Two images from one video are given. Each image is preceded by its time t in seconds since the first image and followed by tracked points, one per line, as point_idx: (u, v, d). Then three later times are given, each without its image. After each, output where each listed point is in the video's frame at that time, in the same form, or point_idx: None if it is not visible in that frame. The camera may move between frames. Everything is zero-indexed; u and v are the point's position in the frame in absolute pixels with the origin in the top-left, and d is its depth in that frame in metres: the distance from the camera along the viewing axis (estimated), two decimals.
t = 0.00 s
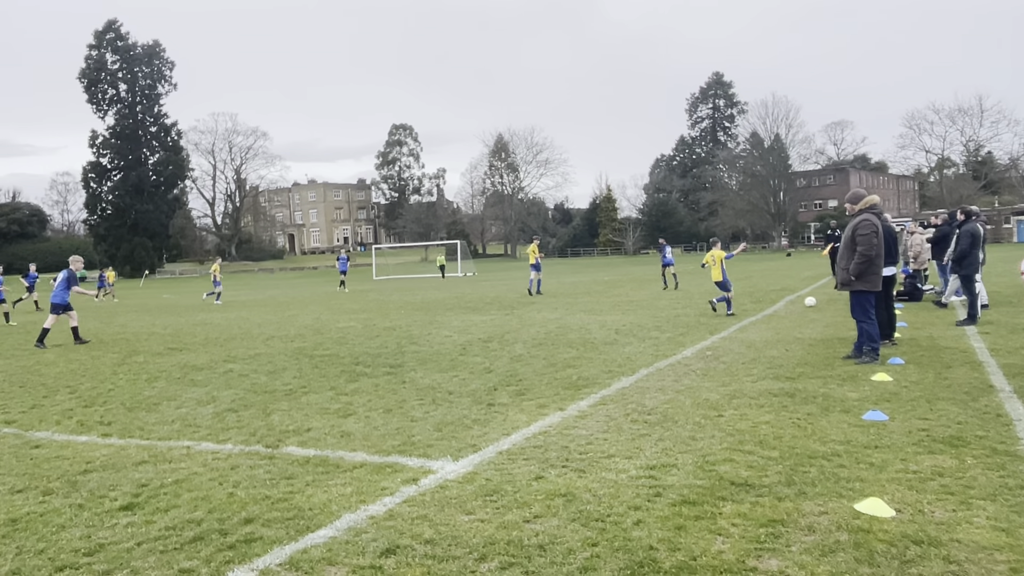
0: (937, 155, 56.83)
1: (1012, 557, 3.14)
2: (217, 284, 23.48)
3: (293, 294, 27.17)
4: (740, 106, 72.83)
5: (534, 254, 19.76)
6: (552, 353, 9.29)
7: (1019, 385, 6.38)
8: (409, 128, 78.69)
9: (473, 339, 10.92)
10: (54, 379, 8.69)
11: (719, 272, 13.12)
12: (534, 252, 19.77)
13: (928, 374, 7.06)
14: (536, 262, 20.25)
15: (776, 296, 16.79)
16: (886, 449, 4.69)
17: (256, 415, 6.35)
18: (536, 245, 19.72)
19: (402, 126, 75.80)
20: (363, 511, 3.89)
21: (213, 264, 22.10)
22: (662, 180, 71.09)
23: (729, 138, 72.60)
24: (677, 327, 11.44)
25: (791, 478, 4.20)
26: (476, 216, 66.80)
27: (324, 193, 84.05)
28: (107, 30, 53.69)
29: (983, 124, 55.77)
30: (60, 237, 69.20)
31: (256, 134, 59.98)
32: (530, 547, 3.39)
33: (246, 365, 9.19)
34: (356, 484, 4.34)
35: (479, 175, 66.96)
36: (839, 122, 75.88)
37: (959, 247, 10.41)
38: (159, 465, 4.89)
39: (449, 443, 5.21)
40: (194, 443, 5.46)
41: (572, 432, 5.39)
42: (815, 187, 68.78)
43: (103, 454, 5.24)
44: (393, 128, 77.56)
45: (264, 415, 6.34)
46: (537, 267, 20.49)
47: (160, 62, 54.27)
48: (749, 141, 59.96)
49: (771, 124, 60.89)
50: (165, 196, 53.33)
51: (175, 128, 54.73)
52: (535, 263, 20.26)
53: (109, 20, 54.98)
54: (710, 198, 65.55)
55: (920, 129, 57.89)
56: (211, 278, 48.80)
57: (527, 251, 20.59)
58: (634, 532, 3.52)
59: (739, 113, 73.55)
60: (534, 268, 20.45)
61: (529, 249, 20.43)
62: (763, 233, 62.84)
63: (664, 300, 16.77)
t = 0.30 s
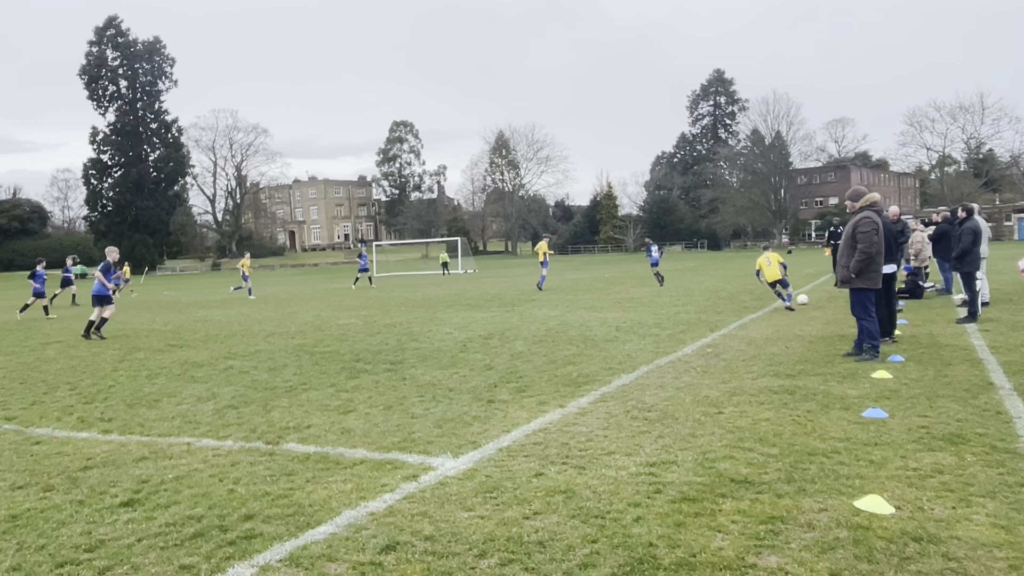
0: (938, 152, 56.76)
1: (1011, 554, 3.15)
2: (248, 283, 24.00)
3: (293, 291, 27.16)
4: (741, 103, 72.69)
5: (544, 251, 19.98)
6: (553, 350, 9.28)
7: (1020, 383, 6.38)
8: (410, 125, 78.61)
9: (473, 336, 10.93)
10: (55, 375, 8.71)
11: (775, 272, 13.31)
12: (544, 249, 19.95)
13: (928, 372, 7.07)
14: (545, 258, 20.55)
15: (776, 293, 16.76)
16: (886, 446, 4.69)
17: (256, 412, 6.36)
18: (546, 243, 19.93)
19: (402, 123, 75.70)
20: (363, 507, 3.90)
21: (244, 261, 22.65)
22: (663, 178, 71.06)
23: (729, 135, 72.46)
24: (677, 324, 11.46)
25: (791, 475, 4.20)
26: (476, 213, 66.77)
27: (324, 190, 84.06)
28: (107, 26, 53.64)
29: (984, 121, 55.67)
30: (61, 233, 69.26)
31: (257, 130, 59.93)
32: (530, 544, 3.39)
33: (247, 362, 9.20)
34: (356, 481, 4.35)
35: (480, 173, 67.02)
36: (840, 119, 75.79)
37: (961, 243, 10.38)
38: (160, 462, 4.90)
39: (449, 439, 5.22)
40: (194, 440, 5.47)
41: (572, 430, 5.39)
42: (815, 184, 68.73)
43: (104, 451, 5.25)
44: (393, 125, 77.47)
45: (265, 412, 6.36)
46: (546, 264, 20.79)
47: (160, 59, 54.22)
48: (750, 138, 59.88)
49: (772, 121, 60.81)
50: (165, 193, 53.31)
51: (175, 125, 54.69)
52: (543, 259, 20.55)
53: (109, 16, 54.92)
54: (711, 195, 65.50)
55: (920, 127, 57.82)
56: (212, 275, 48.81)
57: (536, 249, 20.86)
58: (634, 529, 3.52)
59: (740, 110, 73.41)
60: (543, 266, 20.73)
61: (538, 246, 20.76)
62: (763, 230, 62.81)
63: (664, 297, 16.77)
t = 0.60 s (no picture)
0: (940, 148, 56.70)
1: (1013, 550, 3.14)
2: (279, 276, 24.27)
3: (295, 286, 27.20)
4: (743, 99, 72.53)
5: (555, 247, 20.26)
6: (554, 346, 9.29)
7: (1021, 379, 6.38)
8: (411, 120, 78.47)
9: (474, 332, 10.95)
10: (57, 370, 8.72)
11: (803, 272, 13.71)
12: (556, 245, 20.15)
13: (929, 368, 7.06)
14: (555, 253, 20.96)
15: (778, 290, 16.73)
16: (888, 443, 4.68)
17: (257, 407, 6.36)
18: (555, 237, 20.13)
19: (404, 118, 75.57)
20: (365, 502, 3.90)
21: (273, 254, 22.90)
22: (664, 174, 70.96)
23: (731, 131, 72.33)
24: (678, 320, 11.45)
25: (792, 471, 4.20)
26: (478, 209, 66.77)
27: (325, 185, 84.06)
28: (108, 22, 53.55)
29: (987, 117, 55.64)
30: (63, 228, 69.33)
31: (258, 126, 59.86)
32: (531, 538, 3.39)
33: (248, 357, 9.21)
34: (358, 476, 4.36)
35: (481, 168, 67.16)
36: (842, 116, 75.67)
37: (963, 240, 10.36)
38: (162, 456, 4.91)
39: (450, 435, 5.23)
40: (196, 435, 5.48)
41: (574, 425, 5.40)
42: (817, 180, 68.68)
43: (106, 445, 5.26)
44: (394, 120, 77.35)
45: (266, 407, 6.37)
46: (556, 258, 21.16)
47: (161, 54, 54.18)
48: (751, 134, 59.81)
49: (773, 117, 60.73)
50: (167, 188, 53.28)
51: (176, 120, 54.63)
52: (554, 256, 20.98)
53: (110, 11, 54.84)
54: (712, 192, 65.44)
55: (923, 123, 57.78)
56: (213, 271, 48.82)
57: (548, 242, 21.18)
58: (634, 524, 3.53)
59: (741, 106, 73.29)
60: (553, 260, 21.05)
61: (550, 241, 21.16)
62: (764, 226, 62.76)
63: (665, 294, 16.77)
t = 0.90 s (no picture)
0: (943, 143, 56.58)
1: (1015, 546, 3.15)
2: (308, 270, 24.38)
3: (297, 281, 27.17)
4: (746, 94, 72.27)
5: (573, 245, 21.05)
6: (556, 341, 9.30)
7: None
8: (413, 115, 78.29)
9: (476, 326, 10.96)
10: (60, 364, 8.73)
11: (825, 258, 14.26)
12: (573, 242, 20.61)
13: (931, 363, 7.06)
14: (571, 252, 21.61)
15: (780, 285, 16.70)
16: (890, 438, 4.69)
17: (260, 401, 6.37)
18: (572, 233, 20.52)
19: (406, 113, 75.42)
20: (367, 496, 3.92)
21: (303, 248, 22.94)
22: (666, 168, 70.80)
23: (734, 126, 72.14)
24: (680, 315, 11.44)
25: (794, 466, 4.20)
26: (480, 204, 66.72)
27: (327, 180, 84.02)
28: (111, 15, 53.48)
29: (990, 112, 55.47)
30: (64, 222, 69.38)
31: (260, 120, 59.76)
32: (533, 533, 3.40)
33: (250, 351, 9.22)
34: (360, 470, 4.36)
35: (484, 163, 67.05)
36: (845, 111, 75.45)
37: (965, 236, 10.33)
38: (165, 450, 4.91)
39: (452, 429, 5.23)
40: (198, 429, 5.49)
41: (576, 420, 5.40)
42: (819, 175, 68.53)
43: (109, 439, 5.27)
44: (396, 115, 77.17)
45: (269, 400, 6.38)
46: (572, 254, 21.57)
47: (163, 48, 54.10)
48: (754, 128, 59.65)
49: (777, 112, 60.54)
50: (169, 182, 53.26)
51: (178, 114, 54.56)
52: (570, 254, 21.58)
53: (112, 5, 54.76)
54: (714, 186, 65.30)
55: (926, 117, 57.62)
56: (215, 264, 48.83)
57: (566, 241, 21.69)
58: (636, 518, 3.53)
59: (744, 100, 73.07)
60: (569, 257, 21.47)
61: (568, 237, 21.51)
62: (767, 221, 62.61)
63: (668, 288, 16.75)
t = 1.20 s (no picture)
0: (947, 138, 56.44)
1: (1018, 541, 3.14)
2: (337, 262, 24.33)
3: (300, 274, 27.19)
4: (749, 88, 72.05)
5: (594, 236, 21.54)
6: (559, 335, 9.29)
7: None
8: (415, 108, 78.14)
9: (479, 320, 10.96)
10: (63, 356, 8.75)
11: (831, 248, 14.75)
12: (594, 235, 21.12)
13: (934, 358, 7.04)
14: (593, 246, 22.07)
15: (783, 279, 16.67)
16: (892, 433, 4.68)
17: (263, 394, 6.38)
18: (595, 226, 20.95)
19: (408, 106, 75.27)
20: (370, 489, 3.92)
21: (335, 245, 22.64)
22: (669, 163, 70.58)
23: (737, 120, 71.92)
24: (683, 310, 11.44)
25: (797, 461, 4.20)
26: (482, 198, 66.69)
27: (330, 173, 84.03)
28: (113, 8, 53.41)
29: (995, 106, 55.28)
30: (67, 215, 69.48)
31: (263, 113, 59.69)
32: (536, 527, 3.40)
33: (253, 345, 9.23)
34: (363, 463, 4.37)
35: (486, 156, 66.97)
36: (849, 105, 75.20)
37: (969, 230, 10.28)
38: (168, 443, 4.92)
39: (455, 423, 5.23)
40: (201, 422, 5.49)
41: (579, 414, 5.41)
42: (823, 170, 68.36)
43: (113, 431, 5.28)
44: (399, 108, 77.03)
45: (272, 394, 6.39)
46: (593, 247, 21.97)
47: (166, 41, 54.04)
48: (758, 123, 59.52)
49: (780, 106, 60.34)
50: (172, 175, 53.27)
51: (181, 107, 54.50)
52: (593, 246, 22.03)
53: None
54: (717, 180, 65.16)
55: (930, 112, 57.44)
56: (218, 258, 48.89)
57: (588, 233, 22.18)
58: (639, 513, 3.53)
59: (747, 95, 72.83)
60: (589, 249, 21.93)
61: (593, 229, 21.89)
62: (770, 215, 62.51)
63: (670, 283, 16.74)
